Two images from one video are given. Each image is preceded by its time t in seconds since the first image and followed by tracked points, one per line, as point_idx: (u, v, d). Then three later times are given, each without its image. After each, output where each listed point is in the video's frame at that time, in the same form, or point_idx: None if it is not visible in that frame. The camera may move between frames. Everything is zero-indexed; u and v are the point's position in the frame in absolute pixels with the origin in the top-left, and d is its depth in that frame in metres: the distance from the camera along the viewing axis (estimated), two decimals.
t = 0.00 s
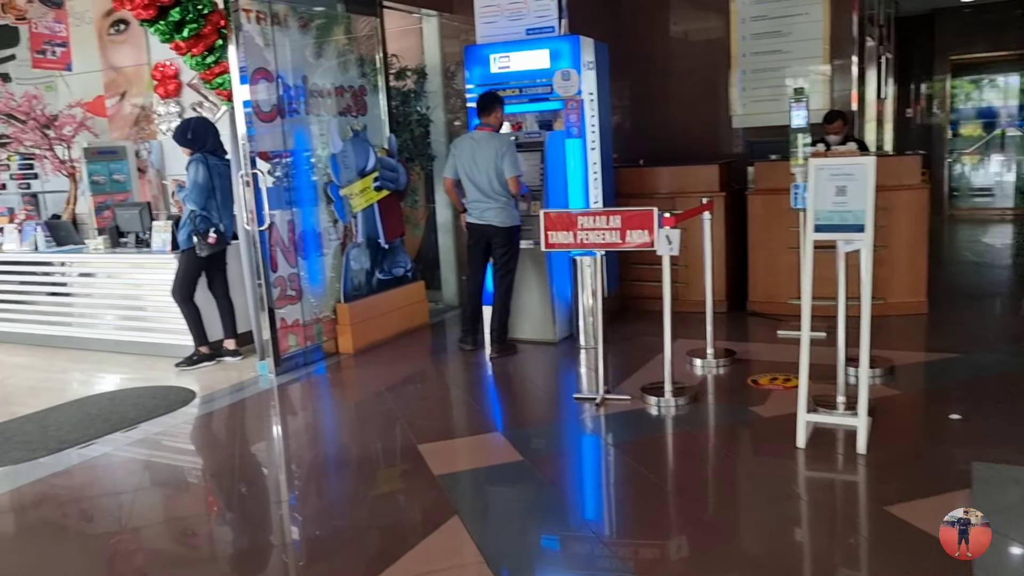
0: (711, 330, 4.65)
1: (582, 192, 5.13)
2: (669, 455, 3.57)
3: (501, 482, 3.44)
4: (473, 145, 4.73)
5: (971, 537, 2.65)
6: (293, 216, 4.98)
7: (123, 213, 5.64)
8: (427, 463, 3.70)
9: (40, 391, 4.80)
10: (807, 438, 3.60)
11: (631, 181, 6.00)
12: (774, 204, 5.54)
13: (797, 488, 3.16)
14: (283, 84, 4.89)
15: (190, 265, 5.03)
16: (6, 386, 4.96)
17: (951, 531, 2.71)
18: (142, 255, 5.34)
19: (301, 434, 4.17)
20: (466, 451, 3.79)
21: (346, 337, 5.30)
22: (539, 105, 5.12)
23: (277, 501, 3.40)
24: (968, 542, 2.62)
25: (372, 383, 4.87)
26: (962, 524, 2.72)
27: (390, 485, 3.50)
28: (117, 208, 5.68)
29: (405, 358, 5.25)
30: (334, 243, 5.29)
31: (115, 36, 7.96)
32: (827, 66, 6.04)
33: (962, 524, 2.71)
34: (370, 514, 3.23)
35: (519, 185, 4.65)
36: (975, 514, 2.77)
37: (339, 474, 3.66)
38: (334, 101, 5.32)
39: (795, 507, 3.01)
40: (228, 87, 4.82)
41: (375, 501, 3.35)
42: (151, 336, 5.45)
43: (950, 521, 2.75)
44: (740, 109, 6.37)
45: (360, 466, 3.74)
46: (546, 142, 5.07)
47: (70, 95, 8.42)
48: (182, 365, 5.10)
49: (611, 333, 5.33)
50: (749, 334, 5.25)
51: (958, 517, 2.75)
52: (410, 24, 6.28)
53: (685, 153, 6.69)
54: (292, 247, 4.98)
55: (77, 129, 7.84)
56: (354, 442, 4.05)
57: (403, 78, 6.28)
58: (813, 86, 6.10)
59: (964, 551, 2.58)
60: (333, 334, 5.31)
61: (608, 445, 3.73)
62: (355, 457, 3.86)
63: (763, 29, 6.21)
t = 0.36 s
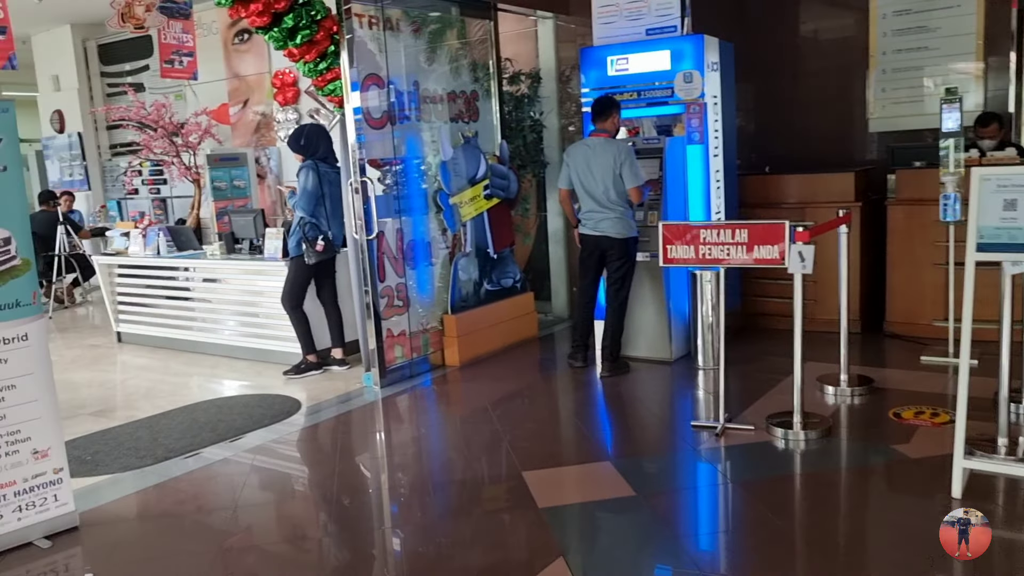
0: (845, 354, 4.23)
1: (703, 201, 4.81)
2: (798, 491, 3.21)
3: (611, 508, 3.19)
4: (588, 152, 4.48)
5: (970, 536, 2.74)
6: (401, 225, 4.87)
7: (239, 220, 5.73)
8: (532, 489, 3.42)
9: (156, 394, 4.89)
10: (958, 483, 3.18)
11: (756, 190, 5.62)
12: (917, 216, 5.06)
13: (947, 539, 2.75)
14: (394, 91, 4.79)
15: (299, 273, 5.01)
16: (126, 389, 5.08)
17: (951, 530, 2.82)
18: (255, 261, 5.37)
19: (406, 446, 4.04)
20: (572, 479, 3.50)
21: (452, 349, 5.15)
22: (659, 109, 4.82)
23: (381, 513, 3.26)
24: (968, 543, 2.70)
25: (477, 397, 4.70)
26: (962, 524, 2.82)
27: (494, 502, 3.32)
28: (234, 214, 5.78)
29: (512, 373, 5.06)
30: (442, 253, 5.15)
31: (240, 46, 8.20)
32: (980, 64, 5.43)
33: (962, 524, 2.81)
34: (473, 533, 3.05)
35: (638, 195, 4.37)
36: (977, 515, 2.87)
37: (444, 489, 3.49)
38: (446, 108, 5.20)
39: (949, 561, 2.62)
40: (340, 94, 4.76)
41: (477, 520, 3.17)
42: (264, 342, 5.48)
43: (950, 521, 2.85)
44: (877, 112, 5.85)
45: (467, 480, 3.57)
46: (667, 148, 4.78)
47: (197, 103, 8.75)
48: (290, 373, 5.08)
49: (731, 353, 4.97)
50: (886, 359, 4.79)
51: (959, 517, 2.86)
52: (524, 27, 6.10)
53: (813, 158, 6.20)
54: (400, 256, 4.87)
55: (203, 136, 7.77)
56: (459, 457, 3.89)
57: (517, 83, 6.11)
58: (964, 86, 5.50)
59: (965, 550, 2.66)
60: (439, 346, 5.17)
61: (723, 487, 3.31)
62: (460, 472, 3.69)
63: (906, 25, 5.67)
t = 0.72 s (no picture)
0: (940, 379, 3.87)
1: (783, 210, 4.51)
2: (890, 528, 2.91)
3: (681, 539, 2.94)
4: (663, 157, 4.22)
5: (970, 536, 2.78)
6: (463, 231, 4.69)
7: (299, 224, 5.61)
8: (594, 517, 3.15)
9: (212, 401, 4.81)
10: None
11: (839, 199, 5.28)
12: (1018, 229, 4.65)
13: None
14: (458, 93, 4.62)
15: (358, 280, 4.88)
16: (183, 395, 5.03)
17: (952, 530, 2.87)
18: (314, 268, 5.25)
19: (463, 462, 3.85)
20: (638, 507, 3.22)
21: (513, 362, 4.95)
22: (737, 112, 4.53)
23: (436, 531, 3.07)
24: (968, 542, 2.74)
25: (538, 413, 4.48)
26: (963, 524, 2.86)
27: (553, 523, 3.12)
28: (293, 219, 5.67)
29: (575, 388, 4.83)
30: (505, 261, 4.95)
31: (306, 48, 8.19)
32: None
33: (963, 524, 2.86)
34: (532, 557, 2.85)
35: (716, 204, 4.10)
36: (977, 515, 2.91)
37: (502, 508, 3.29)
38: (511, 110, 5.00)
39: None
40: (402, 96, 4.61)
41: (535, 543, 2.95)
42: (321, 350, 5.37)
43: (951, 521, 2.89)
44: (975, 115, 5.32)
45: (525, 500, 3.37)
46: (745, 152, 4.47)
47: (263, 106, 8.79)
48: (347, 383, 4.95)
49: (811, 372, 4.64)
50: (983, 384, 4.41)
51: (960, 517, 2.90)
52: (593, 28, 5.84)
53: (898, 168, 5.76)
54: (461, 265, 4.69)
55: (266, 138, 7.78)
56: (518, 475, 3.68)
57: (585, 85, 5.86)
58: None
59: (964, 550, 2.70)
60: (500, 358, 4.97)
61: (798, 529, 2.96)
62: (518, 491, 3.49)
63: (1005, 21, 5.14)
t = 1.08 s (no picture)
0: (993, 413, 3.57)
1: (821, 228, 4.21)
2: None
3: None
4: (695, 170, 4.01)
5: (971, 537, 2.83)
6: (481, 246, 4.46)
7: (312, 236, 5.42)
8: (618, 562, 2.87)
9: (218, 420, 4.61)
10: None
11: (878, 216, 5.01)
12: None
13: None
14: (478, 101, 4.40)
15: (371, 295, 4.67)
16: (188, 413, 4.84)
17: (952, 531, 2.89)
18: (327, 282, 5.05)
19: (478, 489, 3.62)
20: (665, 550, 2.95)
21: (532, 384, 4.71)
22: (774, 123, 4.29)
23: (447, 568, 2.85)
24: (968, 543, 2.80)
25: (558, 437, 4.24)
26: (962, 524, 2.89)
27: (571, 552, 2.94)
28: (306, 230, 5.49)
29: (597, 411, 4.58)
30: (525, 277, 4.72)
31: (324, 55, 8.05)
32: None
33: (962, 524, 2.89)
34: None
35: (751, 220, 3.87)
36: (976, 516, 2.92)
37: (519, 541, 3.07)
38: (534, 120, 4.78)
39: None
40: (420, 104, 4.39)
41: None
42: (333, 368, 5.16)
43: (951, 521, 2.90)
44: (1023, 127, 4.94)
45: (542, 534, 3.13)
46: (781, 166, 4.21)
47: (280, 114, 8.66)
48: (358, 403, 4.74)
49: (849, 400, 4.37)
50: None
51: (959, 516, 2.91)
52: (620, 35, 5.54)
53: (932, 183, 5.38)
54: (479, 281, 4.46)
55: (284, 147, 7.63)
56: (536, 503, 3.45)
57: (610, 94, 5.66)
58: None
59: (965, 551, 2.76)
60: (518, 379, 4.74)
61: None
62: (536, 521, 3.26)
63: None
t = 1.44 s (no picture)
0: None
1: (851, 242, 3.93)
2: None
3: None
4: (721, 182, 3.79)
5: (972, 536, 2.71)
6: (492, 258, 4.24)
7: (317, 245, 5.21)
8: None
9: (215, 438, 4.40)
10: None
11: (910, 229, 4.75)
12: None
13: None
14: (490, 106, 4.19)
15: (377, 308, 4.45)
16: (186, 429, 4.63)
17: (951, 531, 2.72)
18: (331, 294, 4.84)
19: (486, 514, 3.39)
20: None
21: (545, 404, 4.47)
22: (802, 130, 4.04)
23: None
24: (969, 543, 2.71)
25: (571, 460, 4.00)
26: (962, 524, 2.71)
27: None
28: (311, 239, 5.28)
29: (613, 433, 4.34)
30: (538, 290, 4.50)
31: (334, 59, 7.90)
32: None
33: (962, 524, 2.71)
34: None
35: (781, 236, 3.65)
36: (977, 513, 2.73)
37: None
38: (548, 126, 4.56)
39: None
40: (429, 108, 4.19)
41: None
42: (337, 384, 4.95)
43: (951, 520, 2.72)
44: None
45: (553, 569, 2.90)
46: (811, 175, 3.99)
47: (289, 119, 8.51)
48: (362, 421, 4.52)
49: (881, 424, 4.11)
50: None
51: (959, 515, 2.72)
52: (640, 38, 5.35)
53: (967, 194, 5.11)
54: (489, 295, 4.24)
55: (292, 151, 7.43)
56: (547, 531, 3.22)
57: (629, 99, 5.36)
58: None
59: (965, 553, 2.73)
60: (530, 399, 4.51)
61: None
62: (546, 553, 3.02)
63: None
